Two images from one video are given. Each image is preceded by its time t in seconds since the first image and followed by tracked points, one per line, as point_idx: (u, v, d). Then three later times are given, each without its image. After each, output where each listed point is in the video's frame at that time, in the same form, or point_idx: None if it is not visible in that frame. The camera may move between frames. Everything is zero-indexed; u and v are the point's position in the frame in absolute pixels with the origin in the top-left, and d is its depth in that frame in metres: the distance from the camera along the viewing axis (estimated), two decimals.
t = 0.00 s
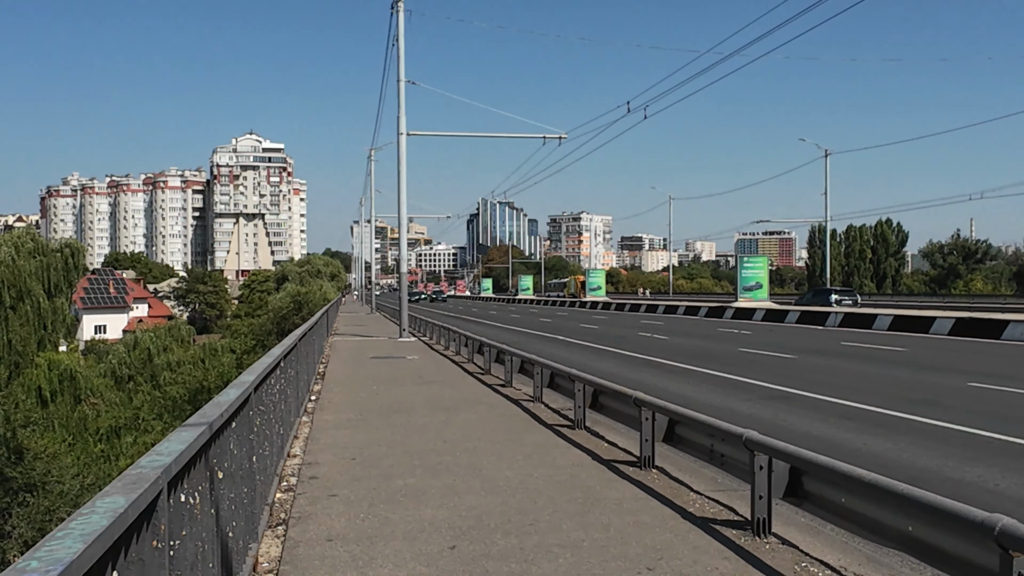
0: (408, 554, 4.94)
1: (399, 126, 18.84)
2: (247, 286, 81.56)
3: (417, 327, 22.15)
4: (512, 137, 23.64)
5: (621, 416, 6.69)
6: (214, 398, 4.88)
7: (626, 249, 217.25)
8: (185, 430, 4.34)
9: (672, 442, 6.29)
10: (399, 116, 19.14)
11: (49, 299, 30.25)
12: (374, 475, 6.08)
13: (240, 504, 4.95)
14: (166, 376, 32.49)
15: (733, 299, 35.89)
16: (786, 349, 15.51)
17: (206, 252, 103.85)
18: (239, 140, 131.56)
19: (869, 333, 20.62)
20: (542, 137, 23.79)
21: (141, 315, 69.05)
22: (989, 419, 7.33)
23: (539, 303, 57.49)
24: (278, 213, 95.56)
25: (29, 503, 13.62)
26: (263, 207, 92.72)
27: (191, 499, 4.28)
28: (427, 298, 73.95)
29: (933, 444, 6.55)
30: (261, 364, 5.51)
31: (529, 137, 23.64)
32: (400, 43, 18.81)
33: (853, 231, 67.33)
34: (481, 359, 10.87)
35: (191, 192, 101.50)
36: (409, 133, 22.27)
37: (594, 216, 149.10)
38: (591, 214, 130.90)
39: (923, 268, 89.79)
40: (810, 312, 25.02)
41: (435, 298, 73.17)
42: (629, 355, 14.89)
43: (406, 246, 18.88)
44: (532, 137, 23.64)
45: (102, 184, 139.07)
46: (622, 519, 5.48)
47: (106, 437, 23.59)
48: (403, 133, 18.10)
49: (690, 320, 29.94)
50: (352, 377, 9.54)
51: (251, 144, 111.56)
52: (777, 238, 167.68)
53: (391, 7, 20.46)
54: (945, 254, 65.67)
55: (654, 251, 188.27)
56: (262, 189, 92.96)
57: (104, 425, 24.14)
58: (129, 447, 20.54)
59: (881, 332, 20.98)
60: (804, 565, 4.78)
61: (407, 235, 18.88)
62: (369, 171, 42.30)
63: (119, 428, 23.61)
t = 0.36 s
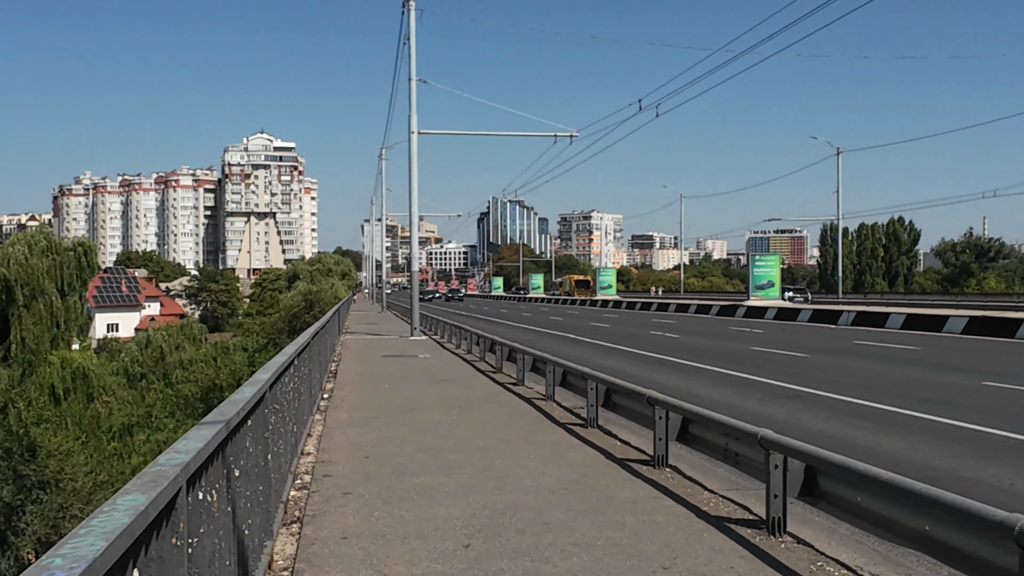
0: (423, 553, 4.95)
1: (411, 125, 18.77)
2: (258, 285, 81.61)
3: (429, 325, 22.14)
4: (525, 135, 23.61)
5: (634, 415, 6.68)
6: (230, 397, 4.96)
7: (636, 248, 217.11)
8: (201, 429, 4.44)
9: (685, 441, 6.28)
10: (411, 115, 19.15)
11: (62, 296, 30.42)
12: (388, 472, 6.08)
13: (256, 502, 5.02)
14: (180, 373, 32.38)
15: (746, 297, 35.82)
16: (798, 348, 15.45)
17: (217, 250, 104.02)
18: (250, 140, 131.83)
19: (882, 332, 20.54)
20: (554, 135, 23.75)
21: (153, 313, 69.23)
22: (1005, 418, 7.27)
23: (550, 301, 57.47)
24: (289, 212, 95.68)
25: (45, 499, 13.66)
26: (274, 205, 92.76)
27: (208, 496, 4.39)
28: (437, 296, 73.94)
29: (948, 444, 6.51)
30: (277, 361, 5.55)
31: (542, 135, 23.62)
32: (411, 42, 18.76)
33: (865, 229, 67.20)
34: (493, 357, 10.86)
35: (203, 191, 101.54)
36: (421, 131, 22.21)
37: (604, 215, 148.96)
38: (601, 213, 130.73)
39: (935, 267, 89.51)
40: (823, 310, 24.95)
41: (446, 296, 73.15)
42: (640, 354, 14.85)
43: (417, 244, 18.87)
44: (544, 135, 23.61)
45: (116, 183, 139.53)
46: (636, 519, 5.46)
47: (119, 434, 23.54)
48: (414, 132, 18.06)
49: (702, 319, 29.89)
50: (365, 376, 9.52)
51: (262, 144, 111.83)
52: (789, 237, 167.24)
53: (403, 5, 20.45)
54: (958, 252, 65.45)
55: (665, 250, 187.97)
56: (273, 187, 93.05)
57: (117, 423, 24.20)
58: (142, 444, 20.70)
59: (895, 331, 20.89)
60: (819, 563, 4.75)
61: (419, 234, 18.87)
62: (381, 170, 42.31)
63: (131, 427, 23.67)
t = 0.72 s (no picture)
0: (450, 550, 4.95)
1: (434, 123, 18.68)
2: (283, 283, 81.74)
3: (452, 323, 22.13)
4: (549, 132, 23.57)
5: (659, 412, 6.65)
6: (258, 396, 5.03)
7: (658, 245, 216.34)
8: (231, 428, 4.51)
9: (712, 438, 6.25)
10: (434, 113, 19.15)
11: (90, 296, 30.37)
12: (414, 470, 6.08)
13: (284, 499, 5.08)
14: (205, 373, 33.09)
15: (770, 295, 35.68)
16: (823, 345, 15.35)
17: (242, 249, 104.45)
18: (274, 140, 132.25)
19: (908, 330, 20.40)
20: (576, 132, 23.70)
21: (178, 311, 69.64)
22: None
23: (572, 299, 57.45)
24: (313, 210, 96.01)
25: (70, 492, 12.60)
26: (297, 204, 92.94)
27: (240, 494, 4.48)
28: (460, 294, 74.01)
29: (978, 443, 6.44)
30: (304, 358, 5.58)
31: (564, 132, 23.56)
32: (433, 40, 18.69)
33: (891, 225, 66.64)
34: (517, 355, 10.84)
35: (227, 190, 101.57)
36: (444, 130, 22.12)
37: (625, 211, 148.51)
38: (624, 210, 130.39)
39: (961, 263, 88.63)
40: (848, 308, 24.78)
41: (468, 294, 73.25)
42: (664, 352, 14.79)
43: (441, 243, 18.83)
44: (567, 132, 23.55)
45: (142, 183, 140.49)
46: (662, 517, 5.44)
47: (147, 432, 23.54)
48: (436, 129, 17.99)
49: (725, 316, 29.81)
50: (389, 373, 9.54)
51: (284, 142, 112.07)
52: (815, 234, 166.34)
53: (426, 3, 20.44)
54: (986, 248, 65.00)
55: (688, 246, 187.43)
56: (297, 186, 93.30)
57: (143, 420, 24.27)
58: (167, 442, 20.86)
59: (921, 329, 20.74)
60: (848, 563, 4.72)
61: (441, 232, 18.88)
62: (404, 168, 42.22)
63: (158, 424, 23.75)
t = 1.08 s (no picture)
0: (492, 548, 4.95)
1: (472, 120, 18.68)
2: (323, 282, 82.30)
3: (491, 320, 22.16)
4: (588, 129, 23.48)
5: (700, 409, 6.60)
6: (301, 393, 5.08)
7: (696, 242, 214.71)
8: (276, 425, 4.57)
9: (754, 436, 6.20)
10: (471, 112, 19.18)
11: (134, 295, 30.62)
12: (456, 467, 6.09)
13: (328, 496, 5.12)
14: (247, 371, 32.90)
15: (811, 290, 35.30)
16: (866, 341, 15.13)
17: (282, 249, 105.43)
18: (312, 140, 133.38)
19: (955, 325, 20.03)
20: (615, 128, 23.58)
21: (220, 311, 70.53)
22: None
23: (611, 296, 57.24)
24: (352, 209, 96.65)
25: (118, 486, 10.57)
26: (336, 203, 93.61)
27: (284, 491, 4.53)
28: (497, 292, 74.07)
29: None
30: (345, 356, 5.61)
31: (603, 128, 23.45)
32: (470, 38, 18.69)
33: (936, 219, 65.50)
34: (555, 352, 10.82)
35: (267, 191, 102.61)
36: (481, 128, 22.12)
37: (662, 208, 147.54)
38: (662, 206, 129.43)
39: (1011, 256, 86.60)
40: (891, 303, 24.40)
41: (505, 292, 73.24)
42: (704, 349, 14.67)
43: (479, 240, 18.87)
44: (606, 129, 23.45)
45: (185, 184, 142.54)
46: (705, 515, 5.39)
47: (192, 430, 23.85)
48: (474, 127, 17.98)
49: (766, 312, 29.52)
50: (429, 371, 9.57)
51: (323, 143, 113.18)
52: (857, 228, 163.77)
53: (462, 2, 20.49)
54: None
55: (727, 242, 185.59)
56: (336, 185, 94.01)
57: (188, 418, 24.38)
58: (211, 440, 20.85)
59: (969, 324, 20.33)
60: (896, 562, 4.62)
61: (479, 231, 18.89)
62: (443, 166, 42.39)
63: (202, 422, 24.12)
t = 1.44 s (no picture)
0: (550, 543, 4.94)
1: (524, 116, 18.58)
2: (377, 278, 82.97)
3: (545, 315, 22.14)
4: (642, 122, 23.31)
5: (758, 405, 6.52)
6: (359, 389, 5.12)
7: (750, 236, 210.90)
8: (336, 421, 4.62)
9: (814, 432, 6.09)
10: (523, 108, 19.20)
11: (196, 293, 31.53)
12: (513, 462, 6.10)
13: (386, 491, 5.16)
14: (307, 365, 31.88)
15: (871, 283, 34.60)
16: (929, 335, 14.75)
17: (337, 246, 106.64)
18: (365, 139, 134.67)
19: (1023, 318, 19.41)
20: (669, 121, 23.36)
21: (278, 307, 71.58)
22: None
23: (665, 291, 56.76)
24: (405, 206, 97.35)
25: (184, 478, 10.50)
26: (389, 200, 94.33)
27: (345, 486, 4.59)
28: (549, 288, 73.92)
29: None
30: (401, 353, 5.65)
31: (657, 122, 23.27)
32: (521, 34, 18.66)
33: (1000, 210, 63.58)
34: (610, 348, 10.77)
35: (322, 188, 103.86)
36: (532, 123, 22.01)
37: (714, 202, 145.13)
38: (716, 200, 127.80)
39: None
40: (956, 296, 23.76)
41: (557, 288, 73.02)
42: (760, 344, 14.46)
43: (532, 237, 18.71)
44: (660, 122, 23.26)
45: (243, 183, 145.16)
46: (765, 512, 5.31)
47: (251, 425, 23.39)
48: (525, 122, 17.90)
49: (825, 306, 29.01)
50: (485, 366, 9.60)
51: (376, 141, 113.96)
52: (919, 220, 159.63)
53: None
54: None
55: (783, 235, 182.47)
56: (389, 183, 94.82)
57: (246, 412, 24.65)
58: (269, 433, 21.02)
59: None
60: (963, 562, 4.49)
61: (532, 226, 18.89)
62: (496, 162, 42.47)
63: (261, 416, 23.73)
